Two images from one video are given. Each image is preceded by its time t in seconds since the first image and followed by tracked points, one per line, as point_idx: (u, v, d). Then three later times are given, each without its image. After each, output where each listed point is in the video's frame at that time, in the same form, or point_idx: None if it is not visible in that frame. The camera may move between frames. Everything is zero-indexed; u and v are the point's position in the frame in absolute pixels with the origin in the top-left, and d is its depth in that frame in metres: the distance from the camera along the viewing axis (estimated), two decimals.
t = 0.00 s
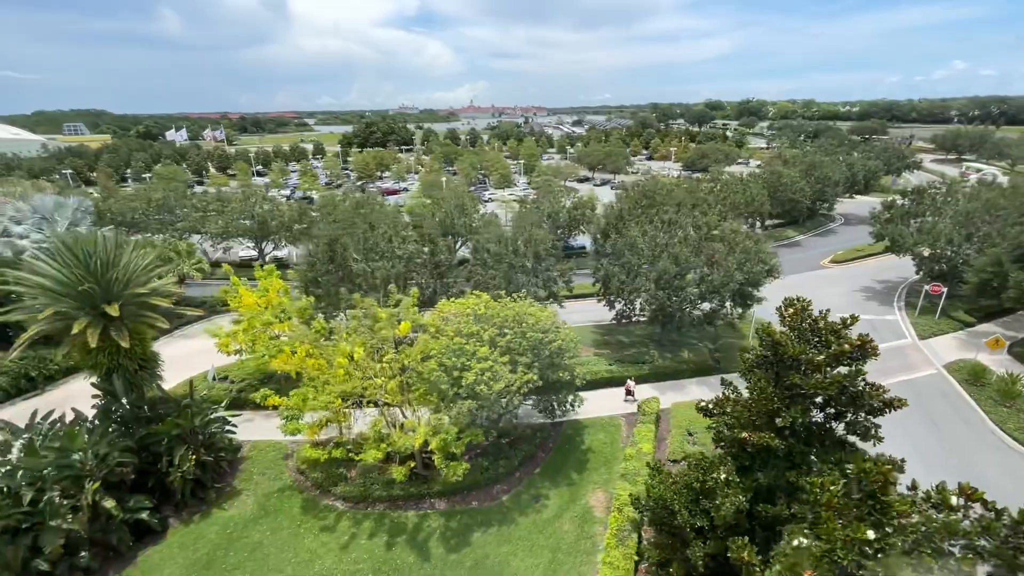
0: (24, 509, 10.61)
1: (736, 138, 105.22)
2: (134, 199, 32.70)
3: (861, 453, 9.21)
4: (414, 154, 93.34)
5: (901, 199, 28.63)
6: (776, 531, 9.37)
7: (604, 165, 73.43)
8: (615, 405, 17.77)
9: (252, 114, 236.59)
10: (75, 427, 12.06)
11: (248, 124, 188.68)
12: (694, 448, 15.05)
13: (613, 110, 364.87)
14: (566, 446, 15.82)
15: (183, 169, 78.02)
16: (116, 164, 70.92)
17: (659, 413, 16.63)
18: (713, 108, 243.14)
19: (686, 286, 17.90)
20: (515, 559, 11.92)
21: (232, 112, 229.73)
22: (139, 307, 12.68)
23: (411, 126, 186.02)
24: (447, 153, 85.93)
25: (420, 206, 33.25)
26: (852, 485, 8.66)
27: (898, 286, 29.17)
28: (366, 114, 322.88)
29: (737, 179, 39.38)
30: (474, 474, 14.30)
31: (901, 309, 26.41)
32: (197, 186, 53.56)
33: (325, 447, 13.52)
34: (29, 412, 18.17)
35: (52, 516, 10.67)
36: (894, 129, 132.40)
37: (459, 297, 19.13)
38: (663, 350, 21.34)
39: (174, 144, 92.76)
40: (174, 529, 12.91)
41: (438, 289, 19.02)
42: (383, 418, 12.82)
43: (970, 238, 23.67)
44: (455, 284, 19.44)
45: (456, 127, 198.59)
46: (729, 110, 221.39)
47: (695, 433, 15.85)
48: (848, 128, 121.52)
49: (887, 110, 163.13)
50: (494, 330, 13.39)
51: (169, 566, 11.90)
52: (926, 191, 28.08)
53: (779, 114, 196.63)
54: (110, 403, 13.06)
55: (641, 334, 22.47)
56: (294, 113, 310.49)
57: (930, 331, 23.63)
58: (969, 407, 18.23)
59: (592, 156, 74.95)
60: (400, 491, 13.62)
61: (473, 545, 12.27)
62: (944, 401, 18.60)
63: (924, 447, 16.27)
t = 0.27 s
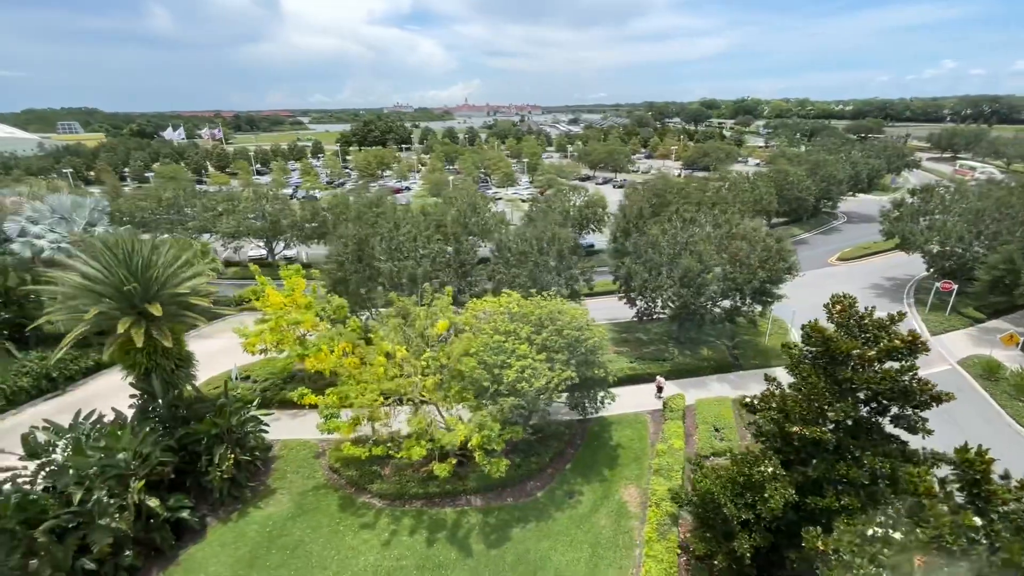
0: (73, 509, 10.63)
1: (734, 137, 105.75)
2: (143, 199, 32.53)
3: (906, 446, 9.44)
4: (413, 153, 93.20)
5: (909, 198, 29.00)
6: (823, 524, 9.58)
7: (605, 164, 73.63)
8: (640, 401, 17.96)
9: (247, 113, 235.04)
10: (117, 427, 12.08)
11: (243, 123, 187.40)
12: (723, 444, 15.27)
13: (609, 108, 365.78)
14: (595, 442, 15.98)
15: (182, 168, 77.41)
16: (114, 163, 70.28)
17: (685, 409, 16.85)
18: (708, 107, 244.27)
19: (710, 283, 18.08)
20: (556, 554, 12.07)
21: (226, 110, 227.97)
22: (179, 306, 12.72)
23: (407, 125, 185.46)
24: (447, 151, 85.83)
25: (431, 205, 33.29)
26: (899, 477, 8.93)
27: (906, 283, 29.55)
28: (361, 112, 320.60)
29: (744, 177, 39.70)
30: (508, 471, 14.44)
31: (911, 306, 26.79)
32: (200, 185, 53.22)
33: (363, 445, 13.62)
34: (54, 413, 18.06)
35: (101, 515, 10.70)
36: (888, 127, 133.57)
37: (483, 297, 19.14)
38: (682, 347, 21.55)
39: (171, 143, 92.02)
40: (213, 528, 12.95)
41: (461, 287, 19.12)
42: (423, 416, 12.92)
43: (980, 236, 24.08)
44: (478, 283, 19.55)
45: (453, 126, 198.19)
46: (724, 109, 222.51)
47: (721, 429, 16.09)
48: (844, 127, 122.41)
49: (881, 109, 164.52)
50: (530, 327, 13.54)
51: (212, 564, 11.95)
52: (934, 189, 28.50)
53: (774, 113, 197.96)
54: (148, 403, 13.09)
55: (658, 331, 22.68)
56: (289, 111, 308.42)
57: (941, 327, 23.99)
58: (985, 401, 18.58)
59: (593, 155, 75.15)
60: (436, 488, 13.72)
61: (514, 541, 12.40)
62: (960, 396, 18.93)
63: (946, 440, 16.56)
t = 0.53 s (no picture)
0: (119, 508, 10.65)
1: (732, 137, 106.45)
2: (152, 199, 32.36)
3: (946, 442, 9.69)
4: (413, 153, 93.11)
5: (915, 198, 29.45)
6: (864, 518, 9.82)
7: (606, 164, 73.91)
8: (662, 400, 18.14)
9: (241, 112, 233.50)
10: (156, 427, 12.10)
11: (238, 122, 186.31)
12: (748, 441, 15.50)
13: (604, 108, 366.60)
14: (622, 440, 16.16)
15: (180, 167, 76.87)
16: (112, 162, 69.68)
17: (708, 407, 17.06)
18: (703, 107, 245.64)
19: (731, 283, 18.33)
20: (594, 550, 12.23)
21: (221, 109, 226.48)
22: (219, 306, 12.80)
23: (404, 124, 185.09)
24: (448, 151, 85.83)
25: (441, 205, 33.37)
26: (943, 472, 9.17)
27: (912, 282, 29.96)
28: (356, 112, 319.27)
29: (749, 178, 40.07)
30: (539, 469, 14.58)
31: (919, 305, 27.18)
32: (202, 185, 52.90)
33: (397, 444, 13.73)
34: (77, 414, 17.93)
35: (148, 515, 10.73)
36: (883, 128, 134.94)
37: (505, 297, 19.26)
38: (699, 346, 21.77)
39: (168, 142, 91.36)
40: (249, 527, 12.99)
41: (484, 287, 19.23)
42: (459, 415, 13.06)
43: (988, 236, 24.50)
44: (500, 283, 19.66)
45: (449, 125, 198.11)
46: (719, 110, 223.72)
47: (745, 426, 16.32)
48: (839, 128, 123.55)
49: (874, 110, 166.05)
50: (565, 327, 13.73)
51: (253, 563, 12.00)
52: (940, 190, 28.94)
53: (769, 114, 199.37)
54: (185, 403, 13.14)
55: (675, 330, 22.89)
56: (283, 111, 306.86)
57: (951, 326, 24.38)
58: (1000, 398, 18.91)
59: (594, 155, 75.41)
60: (470, 486, 13.83)
61: (551, 538, 12.54)
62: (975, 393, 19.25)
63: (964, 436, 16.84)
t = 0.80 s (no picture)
0: (163, 508, 10.67)
1: (730, 139, 107.21)
2: (161, 200, 32.19)
3: (988, 440, 9.87)
4: (414, 155, 93.10)
5: (922, 200, 29.89)
6: (905, 514, 10.02)
7: (607, 166, 74.27)
8: (685, 399, 18.29)
9: (237, 113, 232.41)
10: (195, 427, 12.11)
11: (233, 123, 185.40)
12: (773, 441, 15.69)
13: (600, 109, 367.95)
14: (648, 440, 16.30)
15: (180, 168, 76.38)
16: (111, 162, 69.04)
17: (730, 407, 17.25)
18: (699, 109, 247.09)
19: (752, 283, 18.56)
20: (630, 548, 12.36)
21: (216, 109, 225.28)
22: (257, 306, 12.88)
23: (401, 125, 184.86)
24: (449, 152, 85.89)
25: (452, 206, 33.44)
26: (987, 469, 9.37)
27: (919, 283, 30.37)
28: (351, 113, 318.97)
29: (755, 180, 40.42)
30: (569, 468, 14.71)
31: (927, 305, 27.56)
32: (206, 186, 52.74)
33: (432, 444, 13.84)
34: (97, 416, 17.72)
35: (192, 515, 10.75)
36: (877, 131, 136.37)
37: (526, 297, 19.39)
38: (716, 346, 21.98)
39: (166, 143, 90.75)
40: (285, 527, 13.02)
41: (506, 288, 19.33)
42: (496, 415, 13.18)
43: (996, 238, 24.90)
44: (520, 284, 19.77)
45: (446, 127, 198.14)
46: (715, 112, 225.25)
47: (768, 425, 16.55)
48: (835, 130, 124.75)
49: (868, 113, 167.76)
50: (598, 327, 13.85)
51: (292, 563, 12.04)
52: (947, 193, 29.36)
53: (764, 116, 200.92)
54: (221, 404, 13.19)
55: (690, 331, 23.10)
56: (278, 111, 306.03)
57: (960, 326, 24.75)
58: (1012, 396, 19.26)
59: (595, 156, 75.74)
60: (503, 486, 13.94)
61: (587, 537, 12.67)
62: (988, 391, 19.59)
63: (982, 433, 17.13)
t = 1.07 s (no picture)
0: (209, 509, 10.71)
1: (729, 142, 107.97)
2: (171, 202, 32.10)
3: None
4: (414, 156, 93.12)
5: (929, 203, 30.30)
6: (943, 511, 10.23)
7: (609, 168, 74.62)
8: (707, 400, 18.46)
9: (233, 114, 231.48)
10: (234, 428, 12.15)
11: (230, 124, 184.68)
12: (797, 440, 15.90)
13: (596, 112, 369.26)
14: (673, 440, 16.46)
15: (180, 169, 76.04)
16: (110, 163, 68.63)
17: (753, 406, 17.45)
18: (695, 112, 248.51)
19: (772, 284, 18.80)
20: (666, 546, 12.51)
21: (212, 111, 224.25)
22: (295, 307, 12.96)
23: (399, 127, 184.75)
24: (450, 154, 86.03)
25: (462, 208, 33.53)
26: None
27: (926, 284, 30.76)
28: (348, 114, 318.58)
29: (760, 183, 40.77)
30: (599, 468, 14.84)
31: (935, 307, 27.93)
32: (209, 187, 52.55)
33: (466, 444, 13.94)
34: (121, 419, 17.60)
35: (237, 516, 10.79)
36: (872, 134, 137.64)
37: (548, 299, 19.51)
38: (732, 347, 22.19)
39: (165, 144, 90.32)
40: (321, 528, 13.07)
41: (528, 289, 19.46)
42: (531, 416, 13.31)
43: (1004, 240, 25.31)
44: (541, 285, 19.90)
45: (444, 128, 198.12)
46: (710, 114, 226.72)
47: (791, 425, 16.75)
48: (831, 134, 125.86)
49: (863, 116, 169.33)
50: (631, 329, 14.01)
51: (331, 563, 12.09)
52: (953, 196, 29.79)
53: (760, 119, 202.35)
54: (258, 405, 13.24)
55: (705, 332, 23.32)
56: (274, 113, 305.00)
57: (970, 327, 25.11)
58: None
59: (596, 159, 76.07)
60: (535, 486, 14.06)
61: (622, 536, 12.81)
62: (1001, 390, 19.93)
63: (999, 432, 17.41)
